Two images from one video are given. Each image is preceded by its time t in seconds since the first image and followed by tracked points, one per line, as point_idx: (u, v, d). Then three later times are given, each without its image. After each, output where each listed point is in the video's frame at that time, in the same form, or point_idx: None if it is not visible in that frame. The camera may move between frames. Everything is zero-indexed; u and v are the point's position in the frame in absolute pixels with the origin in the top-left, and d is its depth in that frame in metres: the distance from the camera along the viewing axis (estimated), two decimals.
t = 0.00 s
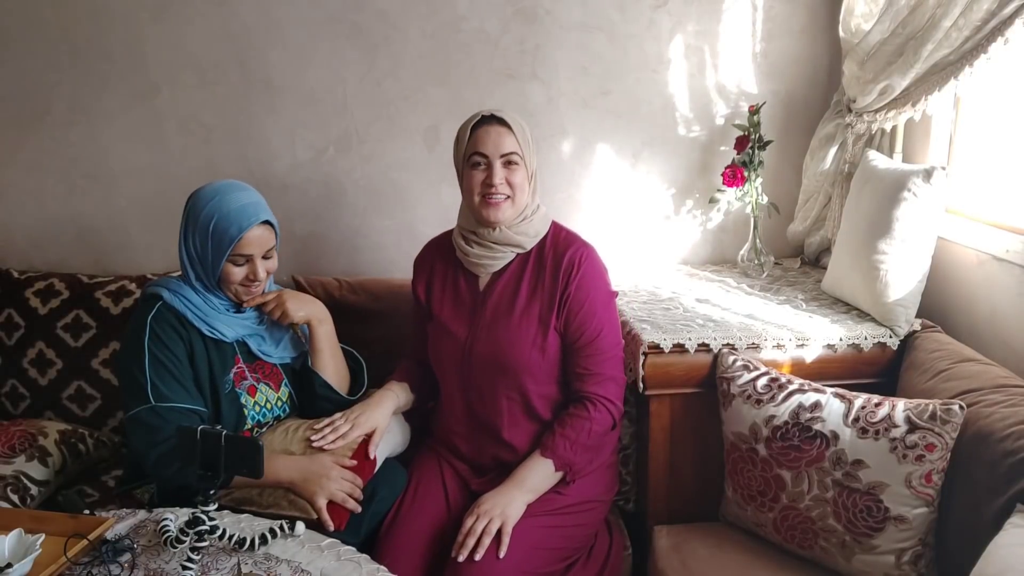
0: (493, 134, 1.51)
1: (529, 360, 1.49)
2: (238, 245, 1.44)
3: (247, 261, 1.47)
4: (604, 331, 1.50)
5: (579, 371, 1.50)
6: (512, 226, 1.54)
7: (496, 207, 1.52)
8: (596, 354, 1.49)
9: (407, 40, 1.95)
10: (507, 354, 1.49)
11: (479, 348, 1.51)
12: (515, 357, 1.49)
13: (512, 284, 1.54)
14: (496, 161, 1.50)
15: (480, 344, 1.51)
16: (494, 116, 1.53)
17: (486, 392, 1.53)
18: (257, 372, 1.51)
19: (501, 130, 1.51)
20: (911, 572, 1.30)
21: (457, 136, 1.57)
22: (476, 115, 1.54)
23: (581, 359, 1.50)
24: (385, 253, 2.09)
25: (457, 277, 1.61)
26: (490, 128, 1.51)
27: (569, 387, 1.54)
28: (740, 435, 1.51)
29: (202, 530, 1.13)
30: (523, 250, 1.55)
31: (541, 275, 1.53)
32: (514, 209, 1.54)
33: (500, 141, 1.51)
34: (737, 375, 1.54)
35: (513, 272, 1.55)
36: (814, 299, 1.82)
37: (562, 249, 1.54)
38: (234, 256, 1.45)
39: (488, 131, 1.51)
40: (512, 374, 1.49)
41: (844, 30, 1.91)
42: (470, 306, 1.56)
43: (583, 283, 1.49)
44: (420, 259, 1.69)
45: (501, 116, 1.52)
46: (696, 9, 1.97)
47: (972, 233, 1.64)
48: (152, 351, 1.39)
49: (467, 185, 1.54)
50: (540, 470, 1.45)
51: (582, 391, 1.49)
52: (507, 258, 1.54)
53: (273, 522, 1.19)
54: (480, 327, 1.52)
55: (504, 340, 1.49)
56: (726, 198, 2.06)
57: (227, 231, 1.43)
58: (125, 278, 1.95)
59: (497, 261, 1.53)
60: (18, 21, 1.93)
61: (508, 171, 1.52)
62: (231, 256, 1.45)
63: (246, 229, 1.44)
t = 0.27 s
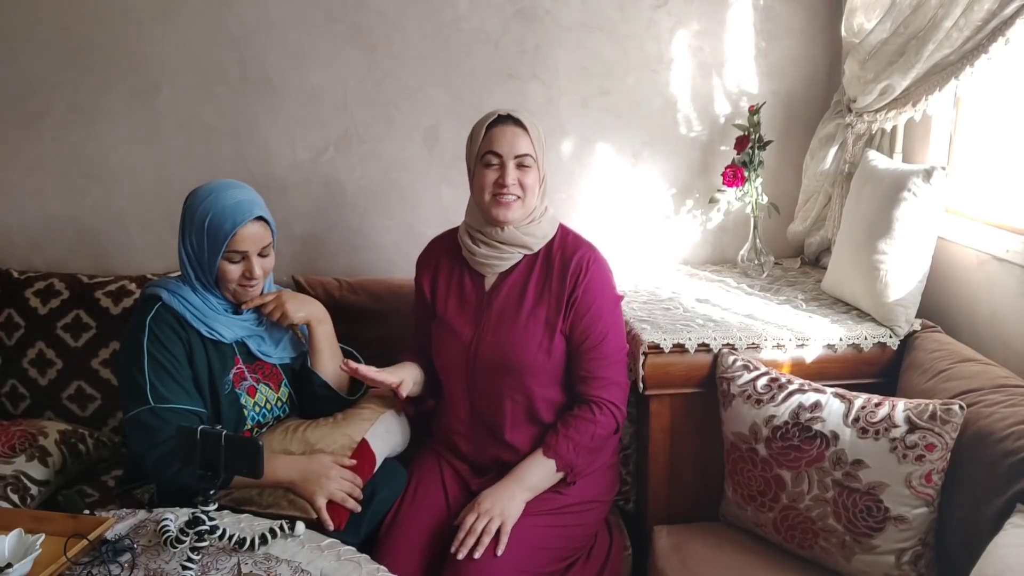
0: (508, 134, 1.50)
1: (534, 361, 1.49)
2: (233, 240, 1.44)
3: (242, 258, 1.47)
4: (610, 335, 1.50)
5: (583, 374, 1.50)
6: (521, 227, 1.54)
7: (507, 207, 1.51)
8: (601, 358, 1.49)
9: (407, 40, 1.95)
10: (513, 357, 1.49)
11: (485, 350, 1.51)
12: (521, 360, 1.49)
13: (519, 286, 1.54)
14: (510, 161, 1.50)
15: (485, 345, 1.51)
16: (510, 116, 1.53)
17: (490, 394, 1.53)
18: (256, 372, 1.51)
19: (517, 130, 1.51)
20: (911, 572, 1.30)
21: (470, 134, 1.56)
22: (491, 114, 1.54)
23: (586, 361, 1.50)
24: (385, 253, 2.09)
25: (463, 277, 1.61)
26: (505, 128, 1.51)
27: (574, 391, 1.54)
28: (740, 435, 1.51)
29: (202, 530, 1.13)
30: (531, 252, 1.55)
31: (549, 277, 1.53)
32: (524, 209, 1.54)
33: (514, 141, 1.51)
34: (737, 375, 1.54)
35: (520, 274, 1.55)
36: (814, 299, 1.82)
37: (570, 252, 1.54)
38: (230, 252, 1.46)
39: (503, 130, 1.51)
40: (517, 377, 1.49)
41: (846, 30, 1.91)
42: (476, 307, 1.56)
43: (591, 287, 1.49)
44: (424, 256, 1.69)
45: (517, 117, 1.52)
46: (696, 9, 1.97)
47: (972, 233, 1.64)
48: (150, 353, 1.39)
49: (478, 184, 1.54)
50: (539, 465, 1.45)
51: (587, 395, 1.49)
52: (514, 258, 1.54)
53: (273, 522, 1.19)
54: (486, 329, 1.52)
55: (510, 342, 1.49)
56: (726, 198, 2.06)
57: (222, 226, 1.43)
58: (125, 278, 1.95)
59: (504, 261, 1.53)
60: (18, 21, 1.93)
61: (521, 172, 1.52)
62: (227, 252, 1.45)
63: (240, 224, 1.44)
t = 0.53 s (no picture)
0: (521, 134, 1.50)
1: (544, 366, 1.50)
2: (226, 236, 1.45)
3: (236, 253, 1.47)
4: (619, 339, 1.51)
5: (591, 377, 1.51)
6: (532, 228, 1.54)
7: (517, 209, 1.52)
8: (610, 362, 1.50)
9: (408, 40, 1.95)
10: (522, 359, 1.49)
11: (494, 352, 1.51)
12: (531, 362, 1.49)
13: (529, 288, 1.54)
14: (522, 162, 1.50)
15: (495, 348, 1.51)
16: (523, 116, 1.53)
17: (498, 395, 1.53)
18: (255, 372, 1.51)
19: (529, 131, 1.51)
20: (911, 572, 1.29)
21: (482, 133, 1.56)
22: (504, 113, 1.54)
23: (596, 364, 1.50)
24: (385, 253, 2.09)
25: (471, 277, 1.59)
26: (518, 128, 1.51)
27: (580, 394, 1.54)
28: (740, 435, 1.51)
29: (202, 530, 1.13)
30: (542, 253, 1.55)
31: (560, 281, 1.53)
32: (534, 211, 1.54)
33: (527, 142, 1.51)
34: (737, 375, 1.54)
35: (530, 276, 1.55)
36: (814, 299, 1.82)
37: (581, 255, 1.54)
38: (222, 248, 1.46)
39: (516, 131, 1.51)
40: (526, 379, 1.50)
41: (846, 29, 1.91)
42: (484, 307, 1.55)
43: (602, 291, 1.50)
44: (431, 252, 1.67)
45: (530, 117, 1.52)
46: (696, 9, 1.97)
47: (972, 233, 1.64)
48: (149, 353, 1.39)
49: (489, 184, 1.54)
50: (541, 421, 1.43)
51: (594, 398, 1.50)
52: (524, 261, 1.54)
53: (273, 522, 1.19)
54: (495, 330, 1.52)
55: (519, 345, 1.50)
56: (726, 198, 2.06)
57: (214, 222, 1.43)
58: (125, 278, 1.95)
59: (514, 263, 1.53)
60: (18, 21, 1.93)
61: (532, 173, 1.52)
62: (220, 247, 1.46)
63: (233, 219, 1.45)
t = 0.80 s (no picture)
0: (528, 137, 1.51)
1: (553, 371, 1.51)
2: (218, 230, 1.45)
3: (229, 249, 1.47)
4: (626, 343, 1.52)
5: (597, 380, 1.51)
6: (541, 230, 1.54)
7: (525, 212, 1.52)
8: (617, 365, 1.50)
9: (407, 40, 1.95)
10: (530, 361, 1.50)
11: (502, 355, 1.51)
12: (539, 365, 1.50)
13: (537, 290, 1.54)
14: (529, 165, 1.50)
15: (503, 352, 1.51)
16: (530, 119, 1.53)
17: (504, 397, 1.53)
18: (254, 372, 1.51)
19: (537, 133, 1.51)
20: (911, 572, 1.29)
21: (488, 136, 1.56)
22: (510, 116, 1.54)
23: (602, 367, 1.50)
24: (385, 253, 2.09)
25: (477, 279, 1.58)
26: (525, 131, 1.51)
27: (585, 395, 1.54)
28: (740, 435, 1.51)
29: (202, 530, 1.13)
30: (550, 256, 1.55)
31: (568, 284, 1.53)
32: (543, 214, 1.54)
33: (534, 145, 1.51)
34: (737, 375, 1.54)
35: (539, 279, 1.55)
36: (814, 299, 1.82)
37: (589, 258, 1.54)
38: (216, 243, 1.46)
39: (523, 134, 1.51)
40: (533, 381, 1.50)
41: (847, 30, 1.91)
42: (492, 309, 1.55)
43: (610, 294, 1.50)
44: (435, 251, 1.65)
45: (537, 120, 1.52)
46: (696, 9, 1.97)
47: (972, 233, 1.64)
48: (148, 353, 1.39)
49: (496, 187, 1.54)
50: (539, 412, 1.43)
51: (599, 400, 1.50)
52: (534, 263, 1.54)
53: (273, 522, 1.19)
54: (504, 333, 1.52)
55: (528, 348, 1.50)
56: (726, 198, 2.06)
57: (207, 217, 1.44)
58: (126, 278, 1.95)
59: (524, 266, 1.53)
60: (18, 20, 1.93)
61: (540, 176, 1.52)
62: (213, 242, 1.46)
63: (226, 214, 1.46)
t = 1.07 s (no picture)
0: (529, 138, 1.51)
1: (558, 371, 1.51)
2: (216, 227, 1.46)
3: (228, 246, 1.47)
4: (631, 343, 1.51)
5: (602, 379, 1.50)
6: (544, 231, 1.54)
7: (527, 214, 1.52)
8: (622, 365, 1.50)
9: (407, 40, 1.95)
10: (534, 361, 1.50)
11: (507, 354, 1.52)
12: (543, 364, 1.50)
13: (541, 290, 1.55)
14: (531, 167, 1.50)
15: (507, 353, 1.52)
16: (531, 120, 1.53)
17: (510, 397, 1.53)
18: (254, 373, 1.51)
19: (538, 134, 1.51)
20: (911, 572, 1.30)
21: (490, 137, 1.56)
22: (511, 117, 1.54)
23: (607, 366, 1.50)
24: (385, 253, 2.09)
25: (481, 279, 1.58)
26: (526, 133, 1.51)
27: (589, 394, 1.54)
28: (740, 435, 1.51)
29: (202, 530, 1.13)
30: (554, 256, 1.55)
31: (572, 283, 1.53)
32: (545, 215, 1.54)
33: (536, 146, 1.51)
34: (737, 375, 1.54)
35: (543, 278, 1.55)
36: (815, 299, 1.82)
37: (593, 257, 1.54)
38: (215, 240, 1.46)
39: (524, 135, 1.51)
40: (537, 381, 1.50)
41: (846, 30, 1.91)
42: (497, 309, 1.55)
43: (614, 294, 1.50)
44: (439, 251, 1.65)
45: (538, 121, 1.52)
46: (696, 9, 1.97)
47: (972, 233, 1.64)
48: (143, 353, 1.39)
49: (499, 189, 1.54)
50: (543, 409, 1.43)
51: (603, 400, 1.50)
52: (538, 265, 1.54)
53: (273, 522, 1.19)
54: (508, 333, 1.52)
55: (533, 348, 1.50)
56: (726, 198, 2.06)
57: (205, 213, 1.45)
58: (126, 278, 1.95)
59: (527, 267, 1.53)
60: (18, 20, 1.93)
61: (542, 177, 1.52)
62: (212, 239, 1.46)
63: (223, 210, 1.46)
